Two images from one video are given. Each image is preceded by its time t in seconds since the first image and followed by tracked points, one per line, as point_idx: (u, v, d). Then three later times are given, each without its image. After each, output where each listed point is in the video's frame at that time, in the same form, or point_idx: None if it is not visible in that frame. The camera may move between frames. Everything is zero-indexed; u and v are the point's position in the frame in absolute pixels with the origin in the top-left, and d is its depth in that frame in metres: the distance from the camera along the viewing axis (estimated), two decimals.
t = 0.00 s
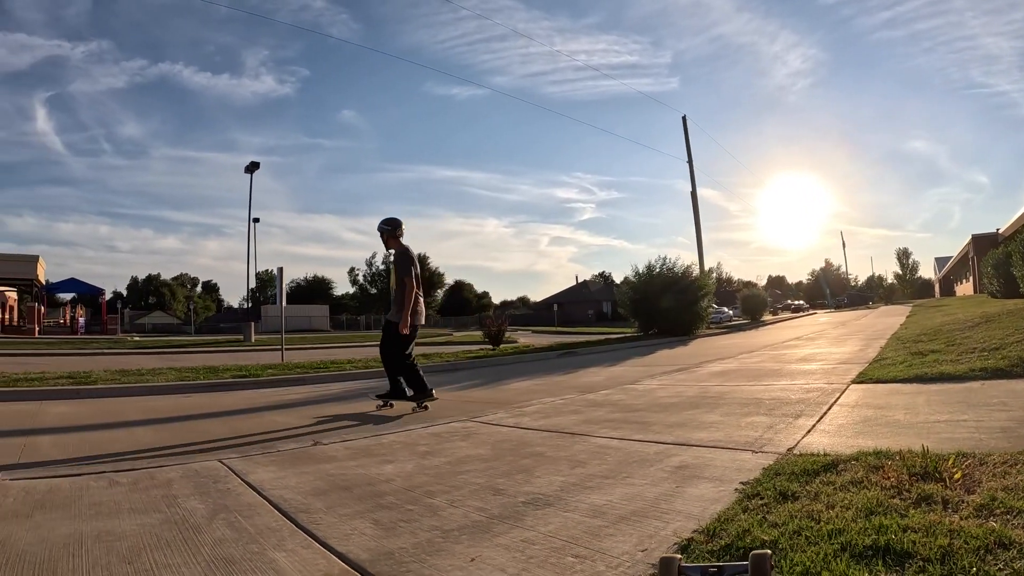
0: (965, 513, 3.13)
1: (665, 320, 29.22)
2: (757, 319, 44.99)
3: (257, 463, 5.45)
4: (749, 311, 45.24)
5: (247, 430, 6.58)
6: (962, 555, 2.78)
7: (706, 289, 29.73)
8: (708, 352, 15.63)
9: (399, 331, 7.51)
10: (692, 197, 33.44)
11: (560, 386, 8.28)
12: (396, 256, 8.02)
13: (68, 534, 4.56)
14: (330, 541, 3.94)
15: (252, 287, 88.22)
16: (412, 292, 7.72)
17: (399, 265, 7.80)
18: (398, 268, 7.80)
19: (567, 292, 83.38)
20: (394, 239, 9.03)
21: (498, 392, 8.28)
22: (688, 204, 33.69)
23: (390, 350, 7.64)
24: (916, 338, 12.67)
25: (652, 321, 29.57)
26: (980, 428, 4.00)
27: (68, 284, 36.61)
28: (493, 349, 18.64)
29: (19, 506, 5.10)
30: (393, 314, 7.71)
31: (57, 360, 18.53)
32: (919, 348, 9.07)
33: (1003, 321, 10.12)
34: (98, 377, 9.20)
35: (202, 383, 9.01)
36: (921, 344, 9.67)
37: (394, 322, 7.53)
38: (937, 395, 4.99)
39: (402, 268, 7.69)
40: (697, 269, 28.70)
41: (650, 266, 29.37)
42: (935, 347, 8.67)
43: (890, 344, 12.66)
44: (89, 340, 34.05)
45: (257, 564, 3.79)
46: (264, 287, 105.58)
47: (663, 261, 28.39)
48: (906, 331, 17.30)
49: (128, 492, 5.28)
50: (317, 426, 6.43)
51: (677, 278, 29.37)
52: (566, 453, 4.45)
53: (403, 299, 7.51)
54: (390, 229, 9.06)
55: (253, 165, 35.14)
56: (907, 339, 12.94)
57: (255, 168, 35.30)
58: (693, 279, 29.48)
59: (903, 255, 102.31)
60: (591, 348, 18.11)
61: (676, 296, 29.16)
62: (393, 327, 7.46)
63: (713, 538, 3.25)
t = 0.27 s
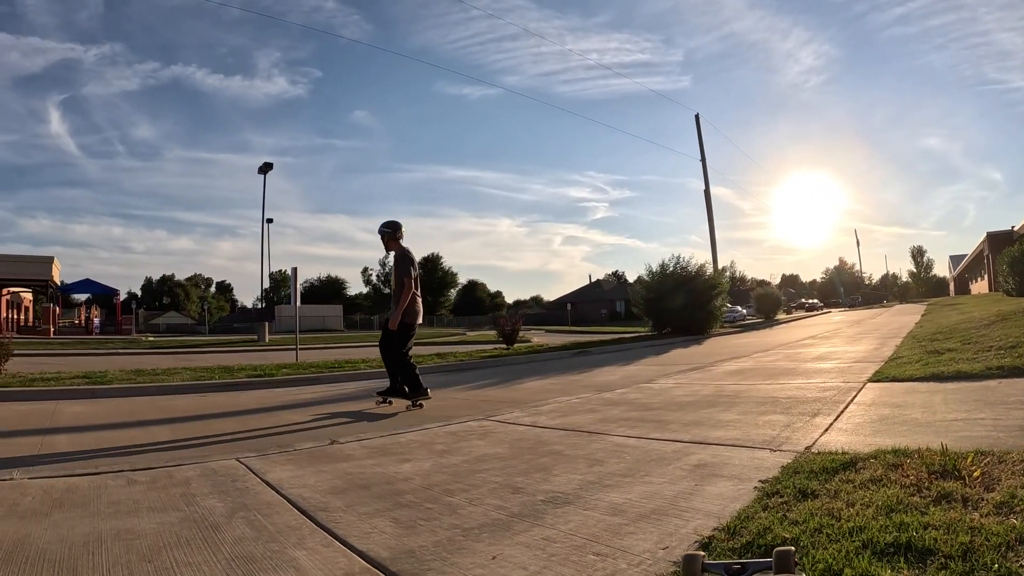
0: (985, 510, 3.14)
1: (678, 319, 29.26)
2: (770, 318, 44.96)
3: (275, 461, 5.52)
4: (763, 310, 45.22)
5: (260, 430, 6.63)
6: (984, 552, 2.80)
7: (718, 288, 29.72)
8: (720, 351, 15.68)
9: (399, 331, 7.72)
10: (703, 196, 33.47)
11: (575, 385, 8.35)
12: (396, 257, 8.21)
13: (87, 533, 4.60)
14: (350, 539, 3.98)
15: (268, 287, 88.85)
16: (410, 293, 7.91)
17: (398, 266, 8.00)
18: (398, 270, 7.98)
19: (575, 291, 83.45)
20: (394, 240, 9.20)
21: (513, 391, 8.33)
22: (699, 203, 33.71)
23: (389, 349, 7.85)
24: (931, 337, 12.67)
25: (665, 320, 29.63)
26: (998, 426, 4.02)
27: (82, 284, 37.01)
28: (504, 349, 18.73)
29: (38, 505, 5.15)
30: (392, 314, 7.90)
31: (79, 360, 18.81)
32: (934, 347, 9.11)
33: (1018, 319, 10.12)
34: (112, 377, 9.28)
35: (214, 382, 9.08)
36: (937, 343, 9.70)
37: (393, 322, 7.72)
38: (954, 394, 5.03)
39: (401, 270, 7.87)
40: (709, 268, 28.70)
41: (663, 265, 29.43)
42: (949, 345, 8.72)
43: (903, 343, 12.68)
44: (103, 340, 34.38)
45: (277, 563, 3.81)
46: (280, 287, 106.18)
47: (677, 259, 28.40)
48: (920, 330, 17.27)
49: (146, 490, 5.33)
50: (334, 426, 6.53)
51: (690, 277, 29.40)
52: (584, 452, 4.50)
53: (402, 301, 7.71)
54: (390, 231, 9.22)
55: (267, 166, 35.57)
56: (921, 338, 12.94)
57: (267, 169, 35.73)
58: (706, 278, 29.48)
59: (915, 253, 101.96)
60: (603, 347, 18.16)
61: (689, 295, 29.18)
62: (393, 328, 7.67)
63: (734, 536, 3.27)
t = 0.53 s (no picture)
0: (1003, 507, 3.16)
1: (691, 318, 29.28)
2: (783, 317, 44.90)
3: (292, 460, 5.60)
4: (776, 309, 45.16)
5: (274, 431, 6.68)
6: (1004, 549, 2.82)
7: (730, 287, 29.68)
8: (732, 350, 15.72)
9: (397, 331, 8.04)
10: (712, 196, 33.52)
11: (588, 384, 8.43)
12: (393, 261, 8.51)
13: (105, 532, 4.63)
14: (369, 537, 4.00)
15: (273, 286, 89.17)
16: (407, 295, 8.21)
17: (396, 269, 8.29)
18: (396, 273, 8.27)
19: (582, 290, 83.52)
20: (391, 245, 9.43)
21: (526, 390, 8.39)
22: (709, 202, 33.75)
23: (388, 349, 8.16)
24: (945, 335, 12.67)
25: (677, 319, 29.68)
26: (1014, 423, 4.06)
27: (95, 285, 37.33)
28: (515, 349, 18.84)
29: (55, 504, 5.18)
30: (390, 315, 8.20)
31: (100, 359, 19.04)
32: (948, 345, 9.16)
33: None
34: (127, 377, 9.36)
35: (226, 383, 9.14)
36: (950, 342, 9.73)
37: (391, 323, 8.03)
38: (968, 392, 5.08)
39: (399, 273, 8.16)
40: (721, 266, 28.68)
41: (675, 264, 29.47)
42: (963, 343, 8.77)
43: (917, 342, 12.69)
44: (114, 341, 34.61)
45: (296, 560, 3.84)
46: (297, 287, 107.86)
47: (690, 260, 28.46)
48: (933, 329, 17.22)
49: (162, 489, 5.37)
50: (350, 426, 6.62)
51: (703, 276, 29.41)
52: (601, 451, 4.58)
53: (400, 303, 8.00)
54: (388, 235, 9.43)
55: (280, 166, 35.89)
56: (934, 337, 12.95)
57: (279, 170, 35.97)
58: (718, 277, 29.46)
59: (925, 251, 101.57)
60: (614, 347, 18.24)
61: (702, 294, 29.19)
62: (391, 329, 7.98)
63: (753, 533, 3.30)
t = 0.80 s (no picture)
0: (1021, 505, 3.17)
1: (703, 317, 29.27)
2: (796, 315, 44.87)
3: (307, 459, 5.64)
4: (788, 307, 45.12)
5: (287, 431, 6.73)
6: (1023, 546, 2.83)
7: (743, 285, 29.66)
8: (745, 349, 15.73)
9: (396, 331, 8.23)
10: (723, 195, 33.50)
11: (600, 383, 8.47)
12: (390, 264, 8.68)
13: (121, 531, 4.67)
14: (386, 536, 4.03)
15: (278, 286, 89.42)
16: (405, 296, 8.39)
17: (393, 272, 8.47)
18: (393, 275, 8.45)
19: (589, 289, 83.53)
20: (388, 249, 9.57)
21: (539, 389, 8.44)
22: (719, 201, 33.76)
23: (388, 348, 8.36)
24: (959, 333, 12.66)
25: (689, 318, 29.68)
26: None
27: (105, 286, 37.59)
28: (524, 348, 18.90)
29: (71, 504, 5.23)
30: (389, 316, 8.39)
31: (117, 359, 19.24)
32: (963, 344, 9.16)
33: None
34: (140, 377, 9.43)
35: (238, 383, 9.20)
36: (965, 340, 9.73)
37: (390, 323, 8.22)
38: (983, 391, 5.11)
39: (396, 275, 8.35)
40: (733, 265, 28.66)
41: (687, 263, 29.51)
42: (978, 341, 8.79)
43: (931, 340, 12.68)
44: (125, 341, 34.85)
45: (314, 559, 3.87)
46: (308, 287, 108.08)
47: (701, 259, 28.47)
48: (946, 327, 17.15)
49: (178, 489, 5.41)
50: (363, 426, 6.67)
51: (715, 275, 29.43)
52: (616, 451, 4.62)
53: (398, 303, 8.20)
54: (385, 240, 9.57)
55: (290, 167, 36.04)
56: (949, 335, 12.92)
57: (290, 171, 36.02)
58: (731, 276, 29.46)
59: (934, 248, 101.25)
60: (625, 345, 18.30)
61: (715, 292, 29.19)
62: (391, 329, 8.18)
63: (771, 531, 3.33)
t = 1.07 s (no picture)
0: None
1: (718, 316, 29.29)
2: (810, 314, 44.89)
3: (324, 459, 5.69)
4: (802, 306, 45.13)
5: (302, 430, 6.78)
6: None
7: (757, 284, 29.67)
8: (758, 348, 15.75)
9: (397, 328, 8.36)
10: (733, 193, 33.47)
11: (614, 382, 8.51)
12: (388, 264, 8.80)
13: (140, 530, 4.72)
14: (406, 536, 4.07)
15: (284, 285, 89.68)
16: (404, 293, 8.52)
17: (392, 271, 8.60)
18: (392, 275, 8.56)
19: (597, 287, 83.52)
20: (386, 252, 9.64)
21: (554, 389, 8.47)
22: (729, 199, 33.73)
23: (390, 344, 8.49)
24: (975, 331, 12.64)
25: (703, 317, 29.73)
26: None
27: (117, 287, 37.89)
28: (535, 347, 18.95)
29: (90, 503, 5.28)
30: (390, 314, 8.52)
31: (136, 360, 19.47)
32: (980, 342, 9.15)
33: None
34: (154, 377, 9.51)
35: (251, 382, 9.26)
36: (983, 339, 9.71)
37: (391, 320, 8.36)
38: (1000, 390, 5.14)
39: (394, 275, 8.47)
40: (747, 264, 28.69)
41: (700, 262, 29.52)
42: (996, 341, 8.78)
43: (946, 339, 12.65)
44: (137, 342, 35.15)
45: (334, 559, 3.90)
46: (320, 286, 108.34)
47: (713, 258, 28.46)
48: (962, 325, 17.06)
49: (196, 488, 5.46)
50: (378, 425, 6.73)
51: (729, 274, 29.47)
52: (633, 450, 4.66)
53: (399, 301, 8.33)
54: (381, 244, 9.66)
55: (302, 169, 36.22)
56: (964, 334, 12.90)
57: (301, 172, 36.13)
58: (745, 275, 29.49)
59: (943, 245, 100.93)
60: (637, 344, 18.38)
61: (728, 292, 29.22)
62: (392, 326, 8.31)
63: (792, 529, 3.36)
